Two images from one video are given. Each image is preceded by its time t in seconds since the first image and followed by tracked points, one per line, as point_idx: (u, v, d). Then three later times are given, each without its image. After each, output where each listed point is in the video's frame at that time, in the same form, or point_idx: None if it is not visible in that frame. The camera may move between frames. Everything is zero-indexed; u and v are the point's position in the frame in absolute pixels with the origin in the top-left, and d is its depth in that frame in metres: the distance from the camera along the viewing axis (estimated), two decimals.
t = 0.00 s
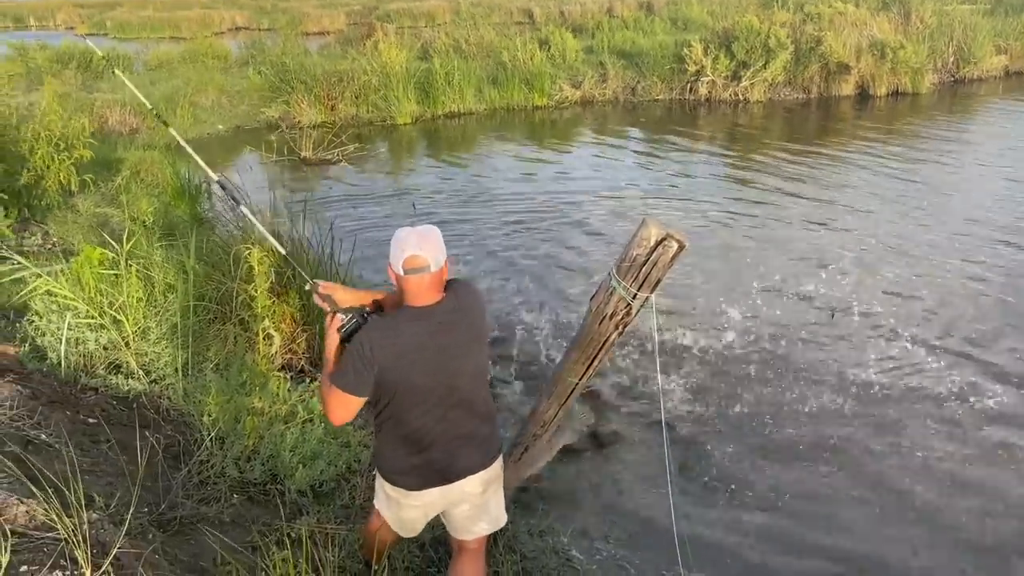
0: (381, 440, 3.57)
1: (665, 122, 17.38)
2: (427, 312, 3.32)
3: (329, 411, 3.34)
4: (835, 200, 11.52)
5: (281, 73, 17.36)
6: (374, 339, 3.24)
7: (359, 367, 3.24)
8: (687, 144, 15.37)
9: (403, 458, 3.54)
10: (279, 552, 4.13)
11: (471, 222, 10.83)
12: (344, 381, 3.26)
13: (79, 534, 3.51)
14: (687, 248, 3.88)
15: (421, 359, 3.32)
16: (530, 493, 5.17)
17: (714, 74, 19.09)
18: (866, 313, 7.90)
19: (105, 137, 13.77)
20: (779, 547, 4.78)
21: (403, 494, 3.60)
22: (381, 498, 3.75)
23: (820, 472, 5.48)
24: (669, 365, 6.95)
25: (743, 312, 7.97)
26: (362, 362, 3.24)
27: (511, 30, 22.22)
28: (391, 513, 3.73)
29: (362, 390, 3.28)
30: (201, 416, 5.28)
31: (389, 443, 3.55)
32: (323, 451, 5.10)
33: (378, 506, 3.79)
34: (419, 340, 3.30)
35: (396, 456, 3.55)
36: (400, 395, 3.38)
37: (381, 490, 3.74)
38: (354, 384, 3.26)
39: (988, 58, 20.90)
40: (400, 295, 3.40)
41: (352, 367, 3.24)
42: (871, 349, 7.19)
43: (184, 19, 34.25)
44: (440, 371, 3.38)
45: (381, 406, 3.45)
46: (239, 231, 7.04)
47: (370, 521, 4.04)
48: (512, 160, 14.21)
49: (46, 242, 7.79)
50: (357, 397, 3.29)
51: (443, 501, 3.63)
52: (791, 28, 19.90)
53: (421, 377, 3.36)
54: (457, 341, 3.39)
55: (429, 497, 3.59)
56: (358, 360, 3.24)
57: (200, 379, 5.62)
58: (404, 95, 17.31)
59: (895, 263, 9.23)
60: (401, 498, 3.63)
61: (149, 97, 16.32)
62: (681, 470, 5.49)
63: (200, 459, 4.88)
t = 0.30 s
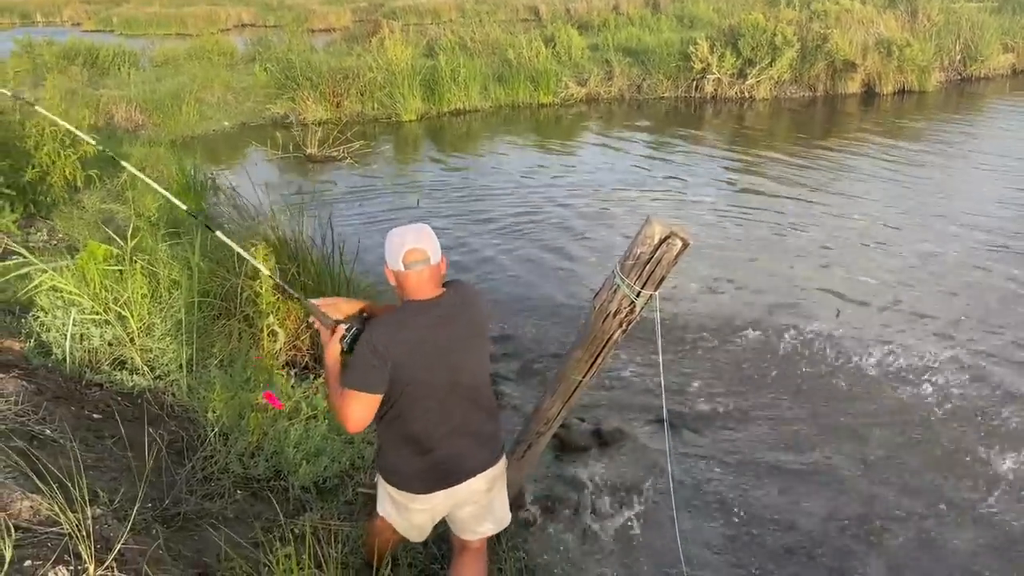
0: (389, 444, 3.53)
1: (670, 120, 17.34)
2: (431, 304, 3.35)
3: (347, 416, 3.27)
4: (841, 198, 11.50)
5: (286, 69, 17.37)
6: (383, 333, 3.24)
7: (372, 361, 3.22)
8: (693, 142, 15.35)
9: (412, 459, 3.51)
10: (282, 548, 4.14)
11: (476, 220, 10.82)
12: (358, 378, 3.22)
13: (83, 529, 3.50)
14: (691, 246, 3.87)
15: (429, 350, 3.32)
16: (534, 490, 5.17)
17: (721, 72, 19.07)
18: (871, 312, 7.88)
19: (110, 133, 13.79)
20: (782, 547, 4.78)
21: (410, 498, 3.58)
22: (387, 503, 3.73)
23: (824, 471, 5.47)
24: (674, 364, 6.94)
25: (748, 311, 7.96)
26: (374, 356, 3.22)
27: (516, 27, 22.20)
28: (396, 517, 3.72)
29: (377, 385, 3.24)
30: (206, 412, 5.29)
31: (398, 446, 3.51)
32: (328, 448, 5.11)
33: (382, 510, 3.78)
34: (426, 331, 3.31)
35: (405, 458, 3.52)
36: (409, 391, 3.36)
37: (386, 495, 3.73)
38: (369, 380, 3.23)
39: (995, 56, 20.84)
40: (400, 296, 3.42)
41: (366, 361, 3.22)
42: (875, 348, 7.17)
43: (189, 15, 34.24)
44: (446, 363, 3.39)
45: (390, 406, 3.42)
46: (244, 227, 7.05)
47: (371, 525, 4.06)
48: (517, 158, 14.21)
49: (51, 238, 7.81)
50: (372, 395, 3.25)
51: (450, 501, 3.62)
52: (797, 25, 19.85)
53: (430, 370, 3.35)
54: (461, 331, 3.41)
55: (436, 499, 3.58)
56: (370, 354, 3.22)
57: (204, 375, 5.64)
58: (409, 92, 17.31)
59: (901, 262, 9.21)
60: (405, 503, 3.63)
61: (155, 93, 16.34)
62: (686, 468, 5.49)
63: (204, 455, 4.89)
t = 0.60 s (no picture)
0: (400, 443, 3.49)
1: (677, 117, 17.31)
2: (446, 298, 3.36)
3: (373, 411, 3.22)
4: (848, 196, 11.46)
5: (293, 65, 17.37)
6: (406, 326, 3.24)
7: (396, 353, 3.21)
8: (699, 139, 15.32)
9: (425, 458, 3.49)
10: (288, 543, 4.16)
11: (483, 216, 10.81)
12: (383, 371, 3.20)
13: (91, 524, 3.50)
14: (697, 243, 3.86)
15: (450, 342, 3.33)
16: (540, 487, 5.17)
17: (727, 69, 19.04)
18: (878, 310, 7.85)
19: (117, 129, 13.80)
20: (788, 544, 4.76)
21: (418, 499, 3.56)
22: (389, 511, 3.68)
23: (831, 469, 5.44)
24: (680, 361, 6.93)
25: (755, 308, 7.94)
26: (398, 348, 3.21)
27: (523, 24, 22.17)
28: (400, 523, 3.68)
29: (401, 378, 3.22)
30: (212, 408, 5.31)
31: (410, 445, 3.48)
32: (333, 444, 5.12)
33: (382, 522, 3.72)
34: (445, 324, 3.32)
35: (417, 457, 3.49)
36: (427, 385, 3.35)
37: (387, 503, 3.68)
38: (394, 373, 3.21)
39: (1004, 53, 20.77)
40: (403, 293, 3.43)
41: (391, 355, 3.20)
42: (882, 346, 7.14)
43: (196, 11, 34.25)
44: (462, 357, 3.39)
45: (405, 402, 3.40)
46: (250, 223, 7.07)
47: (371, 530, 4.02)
48: (524, 154, 14.20)
49: (58, 234, 7.82)
50: (397, 388, 3.22)
51: (456, 499, 3.62)
52: (804, 22, 19.80)
53: (449, 363, 3.35)
54: (476, 324, 3.43)
55: (443, 498, 3.57)
56: (395, 347, 3.21)
57: (211, 371, 5.67)
58: (416, 88, 17.30)
59: (908, 259, 9.18)
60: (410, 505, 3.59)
61: (162, 89, 16.35)
62: (692, 465, 5.48)
63: (211, 451, 4.91)
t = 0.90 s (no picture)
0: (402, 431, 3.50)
1: (685, 112, 17.26)
2: (453, 288, 3.36)
3: (371, 396, 3.23)
4: (858, 191, 11.41)
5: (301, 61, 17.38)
6: (408, 313, 3.25)
7: (396, 340, 3.22)
8: (708, 135, 15.28)
9: (426, 446, 3.49)
10: (296, 538, 4.16)
11: (491, 212, 10.80)
12: (383, 357, 3.21)
13: (100, 518, 3.46)
14: (707, 239, 3.82)
15: (453, 333, 3.34)
16: (548, 484, 5.16)
17: (736, 64, 18.98)
18: (888, 307, 7.81)
19: (127, 125, 13.83)
20: (798, 541, 4.74)
21: (421, 488, 3.56)
22: (393, 500, 3.68)
23: (840, 467, 5.42)
24: (688, 358, 6.91)
25: (764, 304, 7.91)
26: (398, 335, 3.23)
27: (531, 20, 22.14)
28: (403, 512, 3.68)
29: (401, 365, 3.23)
30: (221, 402, 5.32)
31: (412, 433, 3.48)
32: (342, 439, 5.13)
33: (386, 511, 3.72)
34: (449, 314, 3.32)
35: (419, 445, 3.49)
36: (429, 374, 3.36)
37: (391, 491, 3.68)
38: (393, 359, 3.22)
39: (1014, 49, 20.69)
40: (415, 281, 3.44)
41: (391, 341, 3.22)
42: (893, 343, 7.10)
43: (205, 7, 34.29)
44: (467, 347, 3.39)
45: (407, 391, 3.40)
46: (259, 218, 7.08)
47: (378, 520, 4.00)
48: (532, 150, 14.18)
49: (68, 228, 7.83)
50: (396, 374, 3.23)
51: (459, 489, 3.61)
52: (814, 17, 19.74)
53: (452, 353, 3.36)
54: (482, 316, 3.43)
55: (445, 488, 3.57)
56: (395, 334, 3.22)
57: (220, 366, 5.68)
58: (424, 83, 17.29)
59: (918, 256, 9.13)
60: (413, 493, 3.59)
61: (171, 84, 16.39)
62: (700, 462, 5.46)
63: (220, 445, 4.92)
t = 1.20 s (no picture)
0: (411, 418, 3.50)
1: (697, 108, 17.20)
2: (470, 281, 3.35)
3: (378, 379, 3.22)
4: (870, 187, 11.35)
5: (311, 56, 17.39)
6: (423, 299, 3.24)
7: (409, 327, 3.21)
8: (719, 130, 15.23)
9: (433, 435, 3.49)
10: (307, 533, 4.17)
11: (501, 207, 10.78)
12: (393, 342, 3.20)
13: (112, 511, 3.40)
14: (719, 235, 3.78)
15: (467, 324, 3.32)
16: (558, 480, 5.14)
17: (747, 60, 18.90)
18: (901, 303, 7.77)
19: (138, 119, 13.86)
20: (810, 539, 4.72)
21: (425, 481, 3.55)
22: (398, 492, 3.68)
23: (853, 464, 5.38)
24: (699, 354, 6.89)
25: (776, 301, 7.88)
26: (410, 321, 3.22)
27: (542, 14, 22.08)
28: (407, 506, 3.68)
29: (411, 351, 3.22)
30: (232, 397, 5.33)
31: (420, 421, 3.48)
32: (352, 434, 5.14)
33: (391, 505, 3.73)
34: (464, 304, 3.31)
35: (426, 434, 3.49)
36: (439, 363, 3.34)
37: (397, 483, 3.69)
38: (403, 345, 3.20)
39: None
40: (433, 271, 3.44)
41: (403, 326, 3.21)
42: (906, 340, 7.05)
43: (216, 2, 34.33)
44: (480, 339, 3.37)
45: (418, 378, 3.40)
46: (270, 213, 7.08)
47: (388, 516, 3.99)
48: (542, 145, 14.16)
49: (80, 223, 7.84)
50: (406, 360, 3.22)
51: (468, 483, 3.61)
52: (826, 12, 19.62)
53: (464, 344, 3.34)
54: (498, 310, 3.41)
55: (452, 481, 3.56)
56: (408, 319, 3.21)
57: (230, 360, 5.69)
58: (434, 78, 17.27)
59: (931, 252, 9.08)
60: (423, 487, 3.58)
61: (182, 79, 16.40)
62: (711, 459, 5.44)
63: (231, 440, 4.93)
